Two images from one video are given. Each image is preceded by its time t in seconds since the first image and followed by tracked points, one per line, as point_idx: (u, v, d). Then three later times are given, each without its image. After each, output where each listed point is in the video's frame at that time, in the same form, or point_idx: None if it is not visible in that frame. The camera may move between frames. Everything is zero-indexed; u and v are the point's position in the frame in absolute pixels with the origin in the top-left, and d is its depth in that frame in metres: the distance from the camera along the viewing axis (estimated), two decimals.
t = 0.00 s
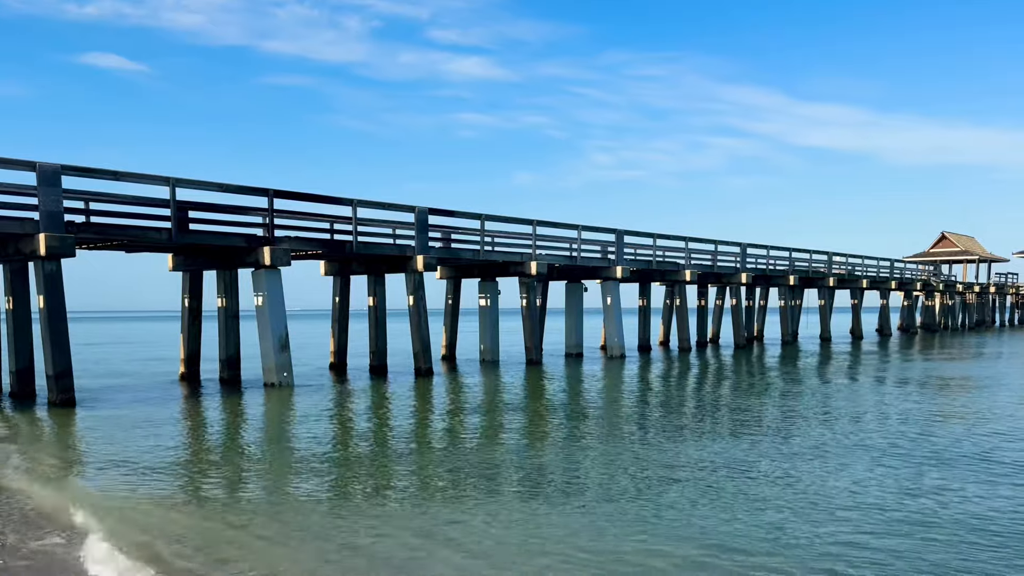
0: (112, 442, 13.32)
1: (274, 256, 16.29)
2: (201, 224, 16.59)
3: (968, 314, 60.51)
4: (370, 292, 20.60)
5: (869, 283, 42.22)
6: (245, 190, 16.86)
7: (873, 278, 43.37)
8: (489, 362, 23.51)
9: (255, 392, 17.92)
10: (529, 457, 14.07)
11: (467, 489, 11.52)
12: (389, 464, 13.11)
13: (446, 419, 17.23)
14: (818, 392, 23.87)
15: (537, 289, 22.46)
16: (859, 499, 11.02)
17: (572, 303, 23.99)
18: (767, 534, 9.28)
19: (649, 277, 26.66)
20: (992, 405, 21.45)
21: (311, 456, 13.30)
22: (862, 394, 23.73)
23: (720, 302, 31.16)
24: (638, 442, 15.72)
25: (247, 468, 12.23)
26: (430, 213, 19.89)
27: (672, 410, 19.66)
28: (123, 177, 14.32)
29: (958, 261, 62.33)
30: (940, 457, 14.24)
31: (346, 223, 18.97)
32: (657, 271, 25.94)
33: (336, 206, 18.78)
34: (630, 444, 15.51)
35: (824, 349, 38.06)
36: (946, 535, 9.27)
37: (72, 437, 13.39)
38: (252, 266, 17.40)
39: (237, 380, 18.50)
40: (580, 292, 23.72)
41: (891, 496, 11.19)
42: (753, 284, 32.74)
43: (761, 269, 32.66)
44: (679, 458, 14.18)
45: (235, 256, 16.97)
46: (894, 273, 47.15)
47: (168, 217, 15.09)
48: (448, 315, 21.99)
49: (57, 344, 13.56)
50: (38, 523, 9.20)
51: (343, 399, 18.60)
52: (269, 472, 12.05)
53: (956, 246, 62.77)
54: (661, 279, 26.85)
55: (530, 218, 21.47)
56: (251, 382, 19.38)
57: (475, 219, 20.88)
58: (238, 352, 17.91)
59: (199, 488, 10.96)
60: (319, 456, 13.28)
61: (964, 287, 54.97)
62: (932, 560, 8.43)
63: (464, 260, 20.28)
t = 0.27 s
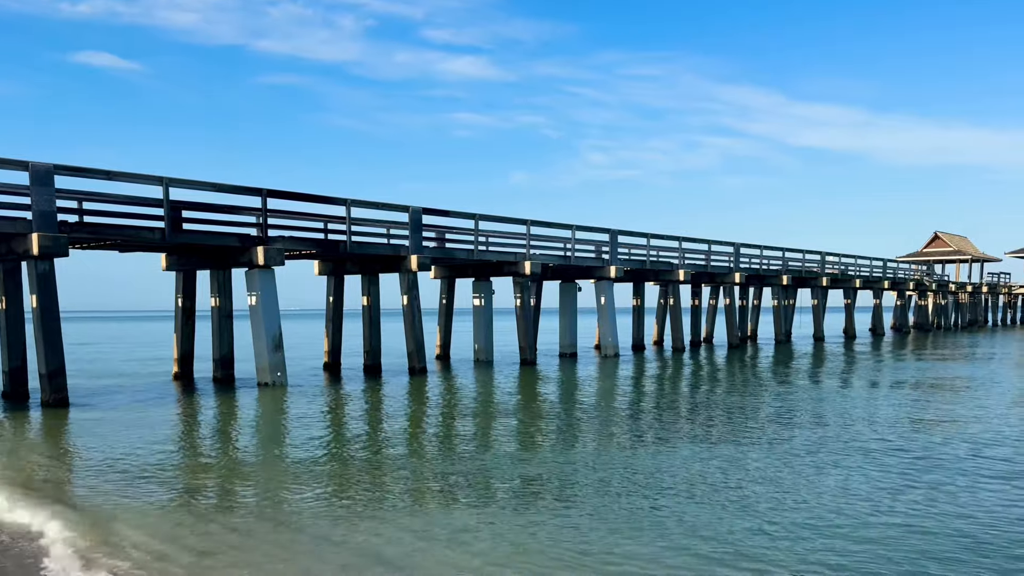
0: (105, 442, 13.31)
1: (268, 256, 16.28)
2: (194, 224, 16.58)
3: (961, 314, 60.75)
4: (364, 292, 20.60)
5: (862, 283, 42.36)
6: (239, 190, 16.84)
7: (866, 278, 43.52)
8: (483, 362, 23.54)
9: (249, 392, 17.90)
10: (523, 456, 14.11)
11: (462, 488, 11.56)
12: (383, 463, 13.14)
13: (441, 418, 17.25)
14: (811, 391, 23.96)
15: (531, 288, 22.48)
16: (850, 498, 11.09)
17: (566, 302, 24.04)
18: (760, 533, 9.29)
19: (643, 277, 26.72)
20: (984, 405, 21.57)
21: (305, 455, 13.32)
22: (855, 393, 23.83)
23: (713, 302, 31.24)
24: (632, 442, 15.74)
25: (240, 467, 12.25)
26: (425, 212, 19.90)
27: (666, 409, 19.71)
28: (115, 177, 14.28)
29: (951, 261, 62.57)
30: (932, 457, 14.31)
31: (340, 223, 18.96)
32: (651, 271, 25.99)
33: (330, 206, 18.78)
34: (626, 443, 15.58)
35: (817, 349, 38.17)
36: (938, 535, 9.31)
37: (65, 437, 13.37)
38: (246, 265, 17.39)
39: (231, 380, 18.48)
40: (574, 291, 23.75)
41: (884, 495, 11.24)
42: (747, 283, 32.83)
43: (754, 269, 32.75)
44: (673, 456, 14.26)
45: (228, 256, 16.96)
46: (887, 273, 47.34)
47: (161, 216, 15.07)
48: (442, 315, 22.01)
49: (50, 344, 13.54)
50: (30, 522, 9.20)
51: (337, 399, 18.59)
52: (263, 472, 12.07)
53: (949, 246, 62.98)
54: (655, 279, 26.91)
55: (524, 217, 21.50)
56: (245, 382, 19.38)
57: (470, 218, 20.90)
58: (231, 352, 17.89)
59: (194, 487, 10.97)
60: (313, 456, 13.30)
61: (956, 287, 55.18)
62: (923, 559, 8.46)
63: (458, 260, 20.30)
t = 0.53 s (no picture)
0: (95, 442, 13.28)
1: (258, 255, 16.26)
2: (184, 224, 16.54)
3: (951, 314, 61.05)
4: (355, 292, 20.58)
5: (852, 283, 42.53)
6: (229, 189, 16.81)
7: (856, 278, 43.70)
8: (475, 361, 23.57)
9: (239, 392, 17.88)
10: (514, 455, 14.15)
11: (452, 487, 11.59)
12: (374, 463, 13.15)
13: (433, 418, 17.27)
14: (802, 391, 24.06)
15: (522, 288, 22.51)
16: (838, 496, 11.15)
17: (557, 302, 24.08)
18: (749, 533, 9.33)
19: (634, 276, 26.78)
20: (972, 404, 21.71)
21: (295, 455, 13.32)
22: (846, 392, 23.93)
23: (704, 302, 31.34)
24: (622, 441, 15.79)
25: (230, 467, 12.24)
26: (416, 212, 19.90)
27: (657, 409, 19.78)
28: (105, 176, 14.25)
29: (941, 261, 62.87)
30: (919, 455, 14.39)
31: (331, 223, 18.95)
32: (642, 271, 26.06)
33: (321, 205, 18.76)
34: (617, 442, 15.64)
35: (808, 348, 38.32)
36: (927, 531, 9.36)
37: (54, 438, 13.33)
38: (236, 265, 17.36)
39: (221, 380, 18.45)
40: (566, 291, 23.80)
41: (872, 493, 11.31)
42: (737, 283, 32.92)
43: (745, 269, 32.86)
44: (663, 456, 14.32)
45: (219, 256, 16.93)
46: (877, 273, 47.55)
47: (151, 216, 15.03)
48: (433, 315, 22.02)
49: (40, 344, 13.50)
50: (20, 523, 9.18)
51: (328, 398, 18.59)
52: (253, 471, 12.07)
53: (939, 246, 63.28)
54: (646, 279, 26.98)
55: (515, 217, 21.52)
56: (236, 381, 19.35)
57: (461, 218, 20.91)
58: (222, 352, 17.87)
59: (184, 487, 10.97)
60: (304, 455, 13.30)
61: (946, 287, 55.45)
62: (912, 556, 8.51)
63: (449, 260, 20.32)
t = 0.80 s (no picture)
0: (83, 442, 13.24)
1: (247, 255, 16.24)
2: (173, 224, 16.50)
3: (938, 314, 61.38)
4: (344, 291, 20.56)
5: (841, 283, 42.73)
6: (217, 189, 16.77)
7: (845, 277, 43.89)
8: (465, 361, 23.58)
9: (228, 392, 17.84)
10: (503, 455, 14.18)
11: (441, 487, 11.61)
12: (364, 462, 13.15)
13: (422, 418, 17.28)
14: (790, 390, 24.16)
15: (512, 288, 22.53)
16: (825, 495, 11.23)
17: (547, 302, 24.12)
18: (736, 531, 9.41)
19: (624, 276, 26.84)
20: (959, 403, 21.86)
21: (284, 455, 13.31)
22: (834, 392, 24.05)
23: (693, 302, 31.44)
24: (612, 440, 15.86)
25: (219, 467, 12.22)
26: (405, 212, 19.90)
27: (646, 408, 19.85)
28: (93, 176, 14.20)
29: (928, 261, 63.21)
30: (906, 454, 14.50)
31: (320, 223, 18.94)
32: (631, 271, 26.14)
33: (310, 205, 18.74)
34: (606, 442, 15.68)
35: (797, 348, 38.48)
36: (912, 529, 9.44)
37: (41, 438, 13.29)
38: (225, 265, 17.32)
39: (210, 380, 18.40)
40: (555, 291, 23.84)
41: (858, 492, 11.38)
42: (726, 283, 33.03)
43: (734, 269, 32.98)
44: (651, 455, 14.38)
45: (207, 256, 16.90)
46: (865, 272, 47.79)
47: (139, 216, 14.99)
48: (423, 315, 22.02)
49: (27, 344, 13.45)
50: (7, 524, 9.15)
51: (317, 398, 18.56)
52: (242, 471, 12.07)
53: (927, 246, 63.62)
54: (635, 278, 27.05)
55: (504, 217, 21.54)
56: (224, 381, 19.30)
57: (450, 218, 20.93)
58: (210, 352, 17.83)
59: (172, 487, 10.95)
60: (293, 455, 13.30)
61: (934, 287, 55.76)
62: (900, 555, 8.57)
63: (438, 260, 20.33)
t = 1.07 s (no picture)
0: (69, 442, 13.17)
1: (235, 254, 16.19)
2: (160, 223, 16.43)
3: (924, 313, 61.78)
4: (333, 291, 20.53)
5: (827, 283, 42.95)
6: (205, 188, 16.72)
7: (832, 277, 44.11)
8: (453, 361, 23.58)
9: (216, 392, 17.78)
10: (492, 454, 14.20)
11: (430, 486, 11.62)
12: (353, 462, 13.14)
13: (411, 417, 17.27)
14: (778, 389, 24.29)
15: (501, 288, 22.55)
16: (812, 493, 11.29)
17: (536, 302, 24.15)
18: (723, 527, 9.50)
19: (612, 276, 26.90)
20: (944, 402, 22.01)
21: (272, 455, 13.28)
22: (821, 391, 24.18)
23: (681, 301, 31.52)
24: (599, 439, 15.94)
25: (206, 467, 12.19)
26: (394, 212, 19.89)
27: (634, 407, 19.91)
28: (80, 175, 14.13)
29: (914, 261, 63.59)
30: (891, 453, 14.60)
31: (308, 222, 18.90)
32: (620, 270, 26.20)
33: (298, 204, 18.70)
34: (594, 441, 15.72)
35: (784, 347, 38.65)
36: (898, 527, 9.51)
37: (28, 438, 13.21)
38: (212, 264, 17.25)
39: (198, 380, 18.33)
40: (544, 291, 23.87)
41: (844, 490, 11.46)
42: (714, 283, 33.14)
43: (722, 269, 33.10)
44: (640, 454, 14.42)
45: (195, 255, 16.83)
46: (852, 272, 48.05)
47: (126, 215, 14.92)
48: (412, 314, 22.01)
49: (13, 344, 13.37)
50: None
51: (305, 398, 18.52)
52: (229, 471, 12.03)
53: (913, 246, 64.01)
54: (624, 278, 27.11)
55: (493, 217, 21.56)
56: (212, 381, 19.23)
57: (439, 218, 20.92)
58: (198, 352, 17.77)
59: (160, 487, 10.91)
60: (281, 455, 13.27)
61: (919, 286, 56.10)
62: (886, 552, 8.64)
63: (427, 259, 20.33)
